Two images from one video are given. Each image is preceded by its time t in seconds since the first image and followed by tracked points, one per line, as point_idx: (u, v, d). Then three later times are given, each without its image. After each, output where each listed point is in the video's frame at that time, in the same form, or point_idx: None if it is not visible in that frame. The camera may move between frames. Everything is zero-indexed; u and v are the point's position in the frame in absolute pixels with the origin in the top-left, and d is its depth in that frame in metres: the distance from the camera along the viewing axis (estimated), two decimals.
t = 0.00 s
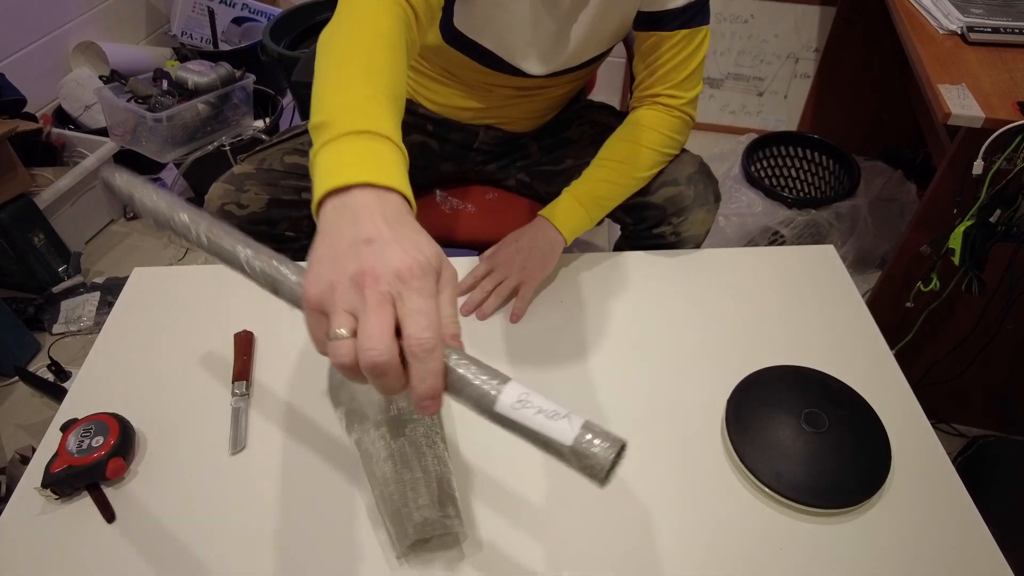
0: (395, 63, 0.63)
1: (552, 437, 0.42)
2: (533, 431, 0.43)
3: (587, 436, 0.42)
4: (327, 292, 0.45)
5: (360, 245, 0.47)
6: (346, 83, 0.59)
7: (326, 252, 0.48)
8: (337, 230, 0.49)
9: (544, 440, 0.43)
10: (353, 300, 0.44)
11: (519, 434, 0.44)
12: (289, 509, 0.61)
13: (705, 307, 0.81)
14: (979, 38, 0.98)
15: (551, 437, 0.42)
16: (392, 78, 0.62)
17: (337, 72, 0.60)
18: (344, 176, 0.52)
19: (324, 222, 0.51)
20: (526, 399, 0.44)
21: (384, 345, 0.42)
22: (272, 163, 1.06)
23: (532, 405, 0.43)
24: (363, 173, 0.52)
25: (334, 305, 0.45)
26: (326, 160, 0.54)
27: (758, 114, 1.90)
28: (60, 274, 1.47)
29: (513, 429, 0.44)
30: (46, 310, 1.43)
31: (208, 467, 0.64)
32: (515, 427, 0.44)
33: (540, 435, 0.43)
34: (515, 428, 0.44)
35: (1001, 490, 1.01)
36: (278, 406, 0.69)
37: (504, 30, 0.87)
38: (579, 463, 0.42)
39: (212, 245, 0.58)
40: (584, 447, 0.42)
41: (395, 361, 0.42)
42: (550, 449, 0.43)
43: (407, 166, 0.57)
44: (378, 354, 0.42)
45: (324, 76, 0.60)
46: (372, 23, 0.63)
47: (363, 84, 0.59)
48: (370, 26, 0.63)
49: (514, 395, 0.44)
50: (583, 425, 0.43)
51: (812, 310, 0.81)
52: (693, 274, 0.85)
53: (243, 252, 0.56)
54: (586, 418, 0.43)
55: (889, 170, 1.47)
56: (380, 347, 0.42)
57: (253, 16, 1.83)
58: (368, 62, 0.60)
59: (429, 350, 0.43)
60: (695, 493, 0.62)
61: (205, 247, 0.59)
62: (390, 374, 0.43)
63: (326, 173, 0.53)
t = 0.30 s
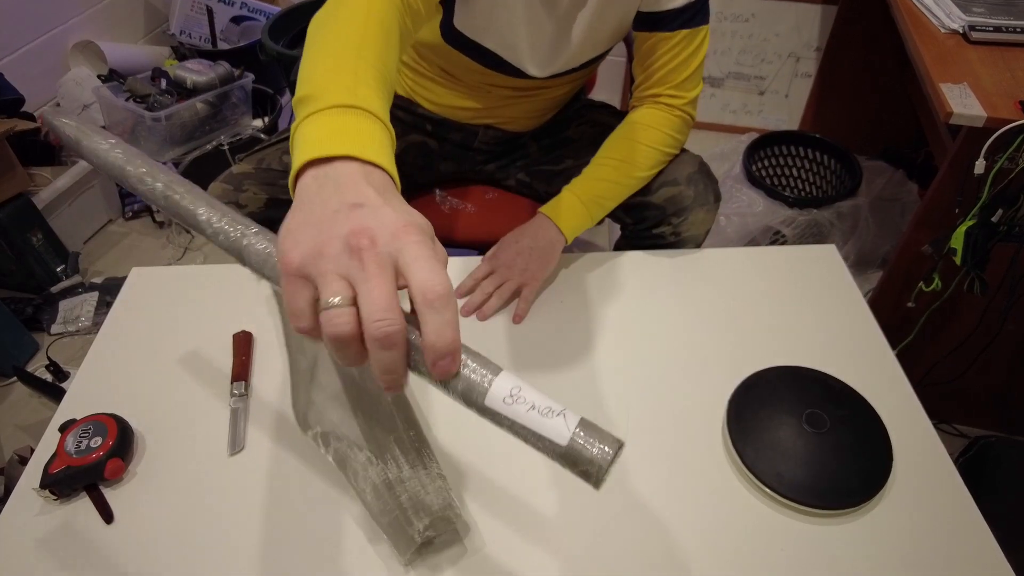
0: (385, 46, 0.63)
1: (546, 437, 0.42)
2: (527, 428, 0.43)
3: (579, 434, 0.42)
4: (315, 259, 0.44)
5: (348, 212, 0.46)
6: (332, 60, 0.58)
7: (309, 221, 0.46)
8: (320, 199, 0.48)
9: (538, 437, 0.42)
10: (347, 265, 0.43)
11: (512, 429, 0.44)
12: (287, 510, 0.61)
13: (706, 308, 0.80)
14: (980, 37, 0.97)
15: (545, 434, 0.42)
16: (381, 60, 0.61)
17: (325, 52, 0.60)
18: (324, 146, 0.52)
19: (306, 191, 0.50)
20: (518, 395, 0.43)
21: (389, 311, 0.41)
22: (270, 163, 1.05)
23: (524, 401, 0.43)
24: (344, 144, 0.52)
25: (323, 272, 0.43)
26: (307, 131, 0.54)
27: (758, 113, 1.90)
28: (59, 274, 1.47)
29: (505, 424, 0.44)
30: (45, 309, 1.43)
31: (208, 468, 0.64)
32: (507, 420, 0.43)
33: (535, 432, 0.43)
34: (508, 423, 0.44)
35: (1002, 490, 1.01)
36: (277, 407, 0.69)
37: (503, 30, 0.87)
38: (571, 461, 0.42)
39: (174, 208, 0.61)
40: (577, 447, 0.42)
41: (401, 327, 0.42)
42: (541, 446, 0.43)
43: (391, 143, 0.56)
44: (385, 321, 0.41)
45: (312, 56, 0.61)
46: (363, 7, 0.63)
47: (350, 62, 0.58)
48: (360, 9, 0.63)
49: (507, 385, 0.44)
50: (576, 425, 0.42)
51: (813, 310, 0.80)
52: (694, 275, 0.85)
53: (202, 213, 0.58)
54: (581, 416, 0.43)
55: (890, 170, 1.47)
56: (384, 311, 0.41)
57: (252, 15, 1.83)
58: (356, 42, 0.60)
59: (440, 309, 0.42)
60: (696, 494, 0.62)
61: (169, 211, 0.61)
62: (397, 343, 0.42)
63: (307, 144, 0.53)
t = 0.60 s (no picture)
0: (383, 57, 0.64)
1: (585, 405, 0.43)
2: (565, 401, 0.44)
3: (614, 401, 0.44)
4: (345, 248, 0.45)
5: (373, 211, 0.48)
6: (333, 74, 0.60)
7: (332, 220, 0.48)
8: (340, 202, 0.50)
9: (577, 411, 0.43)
10: (379, 251, 0.44)
11: (548, 408, 0.45)
12: (289, 509, 0.61)
13: (706, 308, 0.80)
14: (979, 37, 0.97)
15: (583, 404, 0.43)
16: (380, 73, 0.63)
17: (324, 65, 0.61)
18: (331, 161, 0.53)
19: (320, 202, 0.51)
20: (552, 370, 0.45)
21: (429, 290, 0.43)
22: (271, 163, 1.06)
23: (559, 376, 0.44)
24: (351, 159, 0.53)
25: (353, 259, 0.44)
26: (313, 148, 0.55)
27: (757, 113, 1.90)
28: (60, 274, 1.47)
29: (538, 404, 0.45)
30: (46, 309, 1.43)
31: (209, 467, 0.64)
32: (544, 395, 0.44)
33: (571, 405, 0.44)
34: (542, 404, 0.45)
35: (1001, 490, 1.01)
36: (278, 406, 0.69)
37: (503, 32, 0.87)
38: (609, 429, 0.44)
39: (53, 203, 0.49)
40: (615, 413, 0.43)
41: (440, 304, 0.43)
42: (578, 418, 0.44)
43: (394, 156, 0.57)
44: (425, 297, 0.42)
45: (311, 69, 0.61)
46: (360, 17, 0.64)
47: (351, 76, 0.60)
48: (357, 20, 0.64)
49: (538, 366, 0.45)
50: (610, 393, 0.44)
51: (812, 312, 0.80)
52: (693, 275, 0.85)
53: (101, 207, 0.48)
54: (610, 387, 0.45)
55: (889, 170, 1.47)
56: (423, 288, 0.43)
57: (253, 15, 1.83)
58: (357, 58, 0.61)
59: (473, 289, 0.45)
60: (696, 493, 0.62)
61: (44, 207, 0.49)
62: (437, 320, 0.43)
63: (313, 160, 0.54)
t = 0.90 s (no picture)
0: (377, 70, 0.64)
1: (565, 406, 0.43)
2: (545, 401, 0.43)
3: (591, 406, 0.43)
4: (349, 246, 0.46)
5: (375, 216, 0.49)
6: (328, 86, 0.60)
7: (336, 222, 0.49)
8: (341, 208, 0.51)
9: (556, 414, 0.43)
10: (382, 248, 0.45)
11: (527, 414, 0.44)
12: (288, 508, 0.61)
13: (707, 309, 0.80)
14: (979, 37, 0.97)
15: (561, 404, 0.43)
16: (373, 86, 0.63)
17: (319, 76, 0.61)
18: (325, 176, 0.53)
19: (314, 214, 0.51)
20: (534, 373, 0.45)
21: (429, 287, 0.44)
22: (271, 163, 1.06)
23: (540, 380, 0.44)
24: (344, 176, 0.53)
25: (356, 256, 0.45)
26: (306, 160, 0.55)
27: (758, 113, 1.90)
28: (60, 274, 1.47)
29: (518, 409, 0.44)
30: (46, 309, 1.43)
31: (208, 467, 0.64)
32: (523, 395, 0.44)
33: (550, 408, 0.43)
34: (521, 407, 0.44)
35: (1002, 490, 1.01)
36: (278, 406, 0.69)
37: (502, 32, 0.87)
38: (585, 435, 0.43)
39: (63, 206, 0.51)
40: (593, 418, 0.43)
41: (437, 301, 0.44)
42: (557, 422, 0.43)
43: (385, 174, 0.58)
44: (425, 292, 0.43)
45: (305, 78, 0.61)
46: (356, 27, 0.64)
47: (345, 90, 0.60)
48: (354, 30, 0.64)
49: (520, 370, 0.45)
50: (590, 398, 0.44)
51: (811, 313, 0.80)
52: (694, 274, 0.85)
53: (101, 206, 0.49)
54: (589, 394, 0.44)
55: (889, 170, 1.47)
56: (422, 284, 0.43)
57: (253, 15, 1.83)
58: (352, 68, 0.62)
59: (476, 288, 0.46)
60: (696, 493, 0.62)
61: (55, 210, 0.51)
62: (435, 316, 0.43)
63: (306, 174, 0.54)
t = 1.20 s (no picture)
0: (373, 72, 0.64)
1: (536, 406, 0.42)
2: (515, 403, 0.43)
3: (562, 409, 0.42)
4: (344, 242, 0.46)
5: (370, 219, 0.50)
6: (322, 86, 0.60)
7: (331, 221, 0.49)
8: (331, 210, 0.51)
9: (527, 418, 0.42)
10: (377, 246, 0.46)
11: (498, 414, 0.43)
12: (287, 508, 0.61)
13: (707, 309, 0.80)
14: (979, 37, 0.97)
15: (531, 407, 0.42)
16: (368, 90, 0.63)
17: (314, 74, 0.61)
18: (313, 176, 0.53)
19: (303, 211, 0.51)
20: (508, 373, 0.44)
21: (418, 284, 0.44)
22: (271, 163, 1.06)
23: (513, 379, 0.44)
24: (332, 179, 0.54)
25: (350, 251, 0.45)
26: (297, 158, 0.55)
27: (758, 113, 1.90)
28: (60, 274, 1.47)
29: (489, 408, 0.44)
30: (46, 309, 1.43)
31: (209, 467, 0.64)
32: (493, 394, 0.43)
33: (521, 411, 0.43)
34: (492, 406, 0.43)
35: (1002, 490, 1.01)
36: (278, 406, 0.69)
37: (502, 32, 0.87)
38: (554, 439, 0.42)
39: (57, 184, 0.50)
40: (563, 422, 0.42)
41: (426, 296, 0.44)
42: (529, 426, 0.43)
43: (372, 180, 0.58)
44: (416, 286, 0.44)
45: (301, 76, 0.61)
46: (355, 28, 0.64)
47: (339, 91, 0.60)
48: (352, 31, 0.64)
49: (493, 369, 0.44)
50: (562, 402, 0.43)
51: (811, 313, 0.80)
52: (694, 275, 0.85)
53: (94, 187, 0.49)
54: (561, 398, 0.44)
55: (889, 170, 1.47)
56: (413, 278, 0.44)
57: (253, 15, 1.83)
58: (348, 69, 0.62)
59: (467, 292, 0.47)
60: (696, 493, 0.62)
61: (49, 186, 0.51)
62: (422, 310, 0.44)
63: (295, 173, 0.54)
